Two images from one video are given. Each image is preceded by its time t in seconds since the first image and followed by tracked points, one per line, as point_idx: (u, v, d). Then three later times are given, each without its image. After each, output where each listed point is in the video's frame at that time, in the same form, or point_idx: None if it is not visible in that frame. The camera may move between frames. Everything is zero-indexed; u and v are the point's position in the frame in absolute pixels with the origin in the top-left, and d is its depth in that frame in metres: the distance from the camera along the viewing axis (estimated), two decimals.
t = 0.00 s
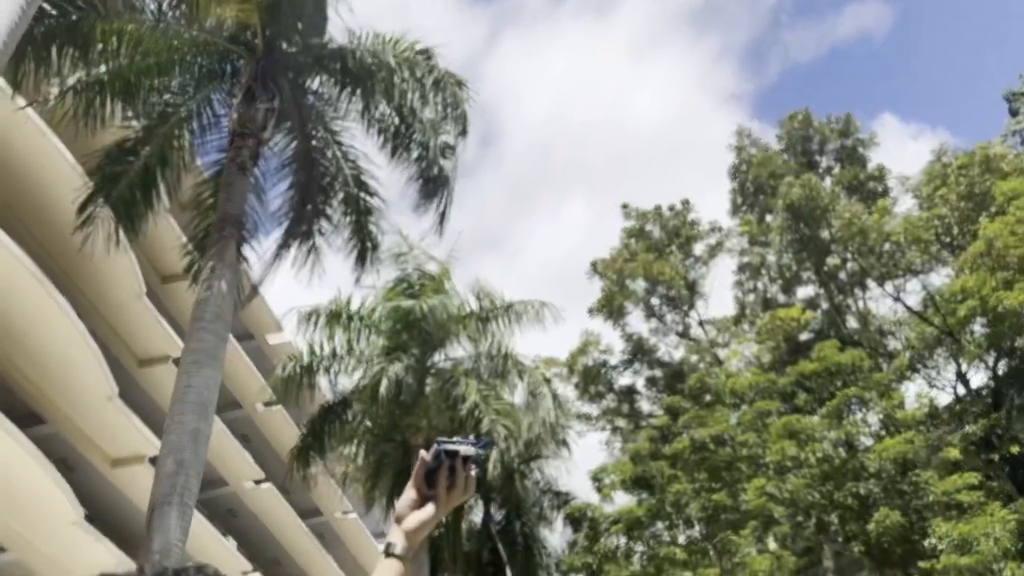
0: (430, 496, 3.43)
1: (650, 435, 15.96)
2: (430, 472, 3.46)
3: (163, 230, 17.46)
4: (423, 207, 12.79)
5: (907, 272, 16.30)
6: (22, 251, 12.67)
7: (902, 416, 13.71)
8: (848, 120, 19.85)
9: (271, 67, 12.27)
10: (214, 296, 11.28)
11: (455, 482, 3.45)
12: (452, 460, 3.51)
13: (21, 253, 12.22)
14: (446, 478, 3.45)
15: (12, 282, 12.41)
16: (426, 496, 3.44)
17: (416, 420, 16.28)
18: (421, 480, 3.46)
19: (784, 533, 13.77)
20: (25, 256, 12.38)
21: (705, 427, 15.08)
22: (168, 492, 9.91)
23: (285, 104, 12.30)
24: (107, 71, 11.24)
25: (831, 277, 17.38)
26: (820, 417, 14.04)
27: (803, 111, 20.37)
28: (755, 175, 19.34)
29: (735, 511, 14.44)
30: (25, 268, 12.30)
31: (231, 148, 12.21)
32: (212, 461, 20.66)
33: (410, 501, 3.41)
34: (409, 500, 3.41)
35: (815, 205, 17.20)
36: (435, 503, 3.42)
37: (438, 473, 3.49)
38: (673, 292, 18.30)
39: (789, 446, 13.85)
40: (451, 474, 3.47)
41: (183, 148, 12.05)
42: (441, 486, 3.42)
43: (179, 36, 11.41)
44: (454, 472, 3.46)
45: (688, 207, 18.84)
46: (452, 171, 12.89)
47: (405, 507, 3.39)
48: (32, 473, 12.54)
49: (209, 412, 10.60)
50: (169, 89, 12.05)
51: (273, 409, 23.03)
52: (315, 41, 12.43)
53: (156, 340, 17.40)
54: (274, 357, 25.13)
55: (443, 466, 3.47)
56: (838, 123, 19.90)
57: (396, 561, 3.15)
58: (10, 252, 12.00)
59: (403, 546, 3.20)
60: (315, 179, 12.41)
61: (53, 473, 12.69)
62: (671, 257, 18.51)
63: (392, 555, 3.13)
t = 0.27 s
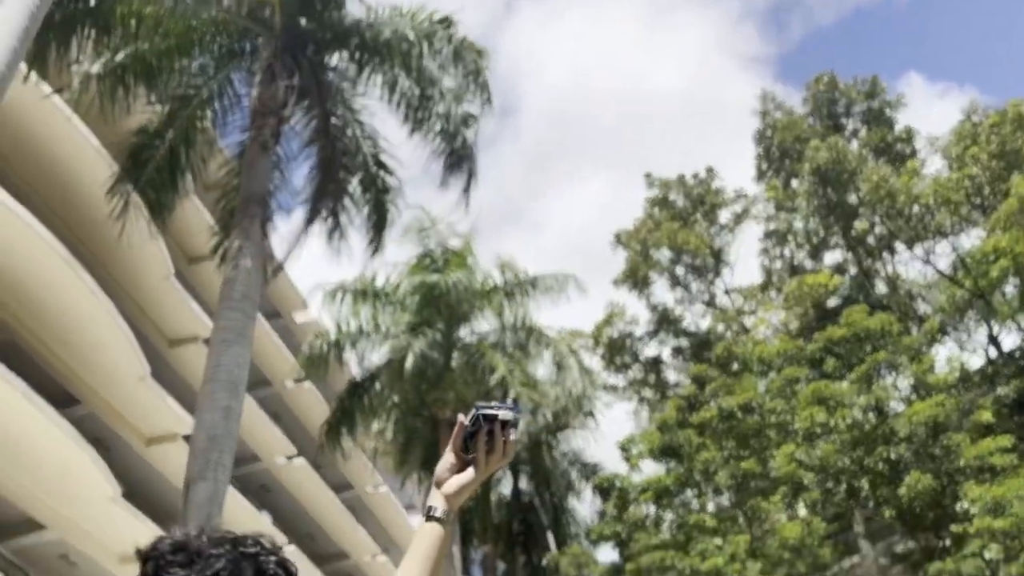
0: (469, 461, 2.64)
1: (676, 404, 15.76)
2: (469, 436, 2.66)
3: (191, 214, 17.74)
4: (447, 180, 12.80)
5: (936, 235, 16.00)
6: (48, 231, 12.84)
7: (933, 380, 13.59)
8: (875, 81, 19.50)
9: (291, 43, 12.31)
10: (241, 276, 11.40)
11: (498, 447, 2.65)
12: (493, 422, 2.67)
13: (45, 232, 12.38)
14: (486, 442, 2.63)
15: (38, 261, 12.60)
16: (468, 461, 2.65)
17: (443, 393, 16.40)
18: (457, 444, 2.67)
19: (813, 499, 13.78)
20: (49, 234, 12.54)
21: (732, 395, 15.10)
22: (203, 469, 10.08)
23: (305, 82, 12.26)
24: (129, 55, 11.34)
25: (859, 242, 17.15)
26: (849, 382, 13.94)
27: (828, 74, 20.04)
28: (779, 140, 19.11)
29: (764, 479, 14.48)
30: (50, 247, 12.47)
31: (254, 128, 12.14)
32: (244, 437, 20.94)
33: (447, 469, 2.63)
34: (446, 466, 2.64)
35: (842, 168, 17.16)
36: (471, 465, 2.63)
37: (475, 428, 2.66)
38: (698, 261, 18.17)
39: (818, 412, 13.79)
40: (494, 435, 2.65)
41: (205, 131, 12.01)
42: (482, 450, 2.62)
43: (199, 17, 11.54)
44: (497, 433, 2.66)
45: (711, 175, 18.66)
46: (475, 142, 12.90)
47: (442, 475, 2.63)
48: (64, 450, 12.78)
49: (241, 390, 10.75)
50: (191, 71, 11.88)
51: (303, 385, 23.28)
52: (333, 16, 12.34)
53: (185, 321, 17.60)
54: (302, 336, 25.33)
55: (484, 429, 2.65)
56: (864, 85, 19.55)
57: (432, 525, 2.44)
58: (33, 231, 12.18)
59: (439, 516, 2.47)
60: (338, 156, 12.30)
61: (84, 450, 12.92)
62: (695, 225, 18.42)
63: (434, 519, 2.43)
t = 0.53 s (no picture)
0: (506, 427, 2.53)
1: (700, 373, 15.64)
2: (505, 401, 2.54)
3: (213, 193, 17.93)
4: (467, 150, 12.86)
5: (964, 195, 15.72)
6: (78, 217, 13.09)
7: (961, 342, 13.52)
8: (900, 41, 19.13)
9: (308, 20, 12.18)
10: (264, 253, 11.44)
11: (534, 413, 2.54)
12: (530, 387, 2.55)
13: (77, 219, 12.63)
14: (524, 406, 2.53)
15: (69, 247, 12.83)
16: (504, 427, 2.54)
17: (467, 365, 16.43)
18: (494, 409, 2.55)
19: (840, 466, 13.72)
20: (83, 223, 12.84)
21: (758, 362, 15.06)
22: (235, 445, 10.16)
23: (322, 58, 12.26)
24: (147, 37, 11.32)
25: (885, 205, 16.92)
26: (876, 348, 13.79)
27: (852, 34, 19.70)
28: (803, 103, 18.86)
29: (790, 445, 14.54)
30: (81, 233, 12.72)
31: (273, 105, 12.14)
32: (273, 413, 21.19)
33: (484, 434, 2.52)
34: (483, 430, 2.53)
35: (867, 129, 16.88)
36: (508, 431, 2.52)
37: (515, 394, 2.53)
38: (721, 228, 18.03)
39: (845, 377, 13.61)
40: (533, 399, 2.54)
41: (225, 110, 11.95)
42: (519, 415, 2.51)
43: None
44: (534, 400, 2.55)
45: (734, 140, 18.44)
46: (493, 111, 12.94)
47: (479, 440, 2.52)
48: (97, 431, 13.07)
49: (270, 365, 10.82)
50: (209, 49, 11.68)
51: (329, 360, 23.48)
52: None
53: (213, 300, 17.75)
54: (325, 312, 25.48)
55: (522, 393, 2.54)
56: (889, 45, 19.19)
57: (472, 489, 2.35)
58: (66, 217, 12.42)
59: (477, 481, 2.36)
60: (357, 131, 12.31)
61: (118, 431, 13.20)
62: (718, 192, 18.27)
63: (473, 483, 2.34)
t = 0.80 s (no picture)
0: (543, 390, 2.63)
1: (724, 341, 15.67)
2: (542, 362, 2.62)
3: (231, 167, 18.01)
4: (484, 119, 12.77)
5: (991, 155, 15.34)
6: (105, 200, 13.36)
7: (988, 305, 13.30)
8: None
9: None
10: (286, 228, 11.45)
11: (570, 377, 2.63)
12: (566, 350, 2.64)
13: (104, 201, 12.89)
14: (561, 369, 2.61)
15: (93, 228, 13.06)
16: (541, 390, 2.64)
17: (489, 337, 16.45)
18: (530, 371, 2.65)
19: (863, 430, 13.64)
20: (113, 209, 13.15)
21: (780, 329, 15.07)
22: (263, 418, 10.30)
23: (336, 30, 12.21)
24: (163, 16, 11.22)
25: (910, 167, 16.66)
26: (902, 312, 13.65)
27: None
28: (825, 65, 18.58)
29: (814, 411, 14.43)
30: (107, 214, 12.97)
31: (288, 80, 12.29)
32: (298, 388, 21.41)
33: (521, 398, 2.61)
34: (520, 394, 2.62)
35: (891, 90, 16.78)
36: (545, 394, 2.61)
37: (552, 357, 2.61)
38: (743, 194, 17.86)
39: (871, 342, 13.54)
40: (568, 361, 2.63)
41: (241, 86, 11.90)
42: (556, 376, 2.60)
43: None
44: (571, 363, 2.63)
45: (755, 104, 18.21)
46: (510, 79, 12.82)
47: (516, 402, 2.60)
48: (126, 407, 13.30)
49: (293, 341, 10.91)
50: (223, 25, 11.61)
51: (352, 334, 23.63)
52: None
53: (235, 276, 17.90)
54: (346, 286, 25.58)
55: (558, 355, 2.62)
56: (913, 2, 18.79)
57: (510, 452, 2.45)
58: (93, 199, 12.67)
59: (515, 445, 2.46)
60: (373, 102, 12.29)
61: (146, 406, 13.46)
62: (740, 157, 18.09)
63: (511, 447, 2.44)
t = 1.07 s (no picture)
0: (573, 352, 2.80)
1: (745, 309, 15.64)
2: (572, 326, 2.80)
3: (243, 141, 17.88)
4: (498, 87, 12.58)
5: (1017, 114, 15.02)
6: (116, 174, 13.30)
7: (1015, 269, 12.90)
8: None
9: None
10: (301, 201, 11.40)
11: (601, 337, 2.77)
12: (596, 312, 2.80)
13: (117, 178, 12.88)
14: (590, 332, 2.76)
15: (107, 206, 13.07)
16: (572, 352, 2.81)
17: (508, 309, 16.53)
18: (561, 334, 2.82)
19: (887, 396, 13.55)
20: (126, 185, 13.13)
21: (802, 296, 14.94)
22: (284, 391, 10.26)
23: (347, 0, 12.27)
24: None
25: (934, 128, 16.38)
26: (926, 275, 13.47)
27: None
28: (845, 27, 18.28)
29: (837, 378, 14.31)
30: (120, 192, 12.96)
31: (300, 50, 12.23)
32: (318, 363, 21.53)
33: (551, 359, 2.78)
34: (551, 356, 2.80)
35: (914, 51, 16.65)
36: (576, 356, 2.78)
37: (582, 320, 2.78)
38: (763, 160, 17.65)
39: (895, 308, 13.38)
40: (598, 323, 2.78)
41: (252, 59, 11.71)
42: (587, 337, 2.76)
43: None
44: (601, 323, 2.78)
45: (775, 68, 17.93)
46: (525, 46, 12.63)
47: (546, 365, 2.77)
48: (145, 381, 13.38)
49: (312, 315, 10.87)
50: None
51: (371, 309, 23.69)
52: None
53: (252, 251, 17.88)
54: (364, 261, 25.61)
55: (588, 318, 2.79)
56: None
57: (541, 415, 2.61)
58: (105, 176, 12.65)
59: (546, 406, 2.61)
60: (385, 75, 12.27)
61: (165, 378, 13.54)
62: (760, 121, 17.86)
63: (542, 410, 2.60)
